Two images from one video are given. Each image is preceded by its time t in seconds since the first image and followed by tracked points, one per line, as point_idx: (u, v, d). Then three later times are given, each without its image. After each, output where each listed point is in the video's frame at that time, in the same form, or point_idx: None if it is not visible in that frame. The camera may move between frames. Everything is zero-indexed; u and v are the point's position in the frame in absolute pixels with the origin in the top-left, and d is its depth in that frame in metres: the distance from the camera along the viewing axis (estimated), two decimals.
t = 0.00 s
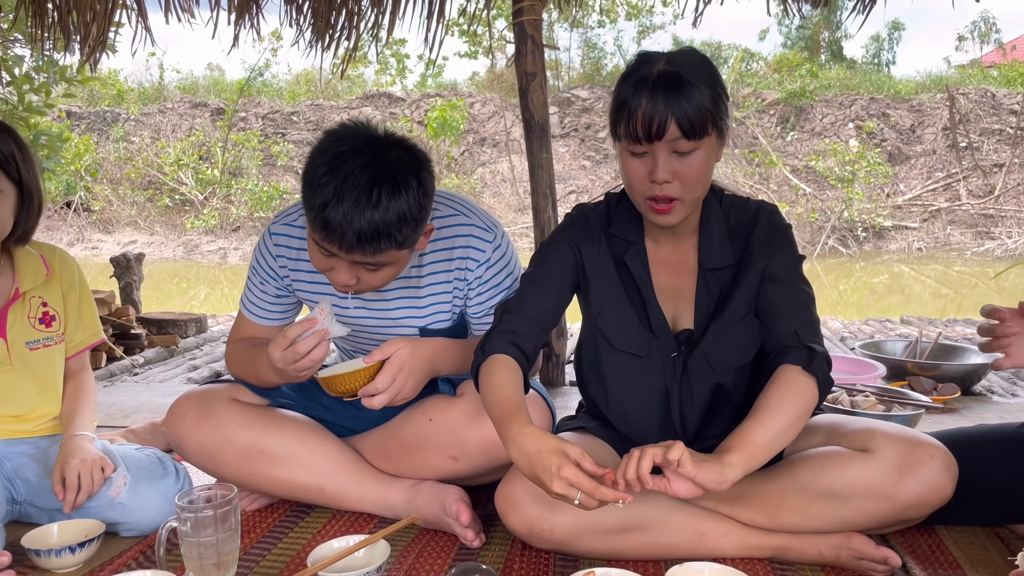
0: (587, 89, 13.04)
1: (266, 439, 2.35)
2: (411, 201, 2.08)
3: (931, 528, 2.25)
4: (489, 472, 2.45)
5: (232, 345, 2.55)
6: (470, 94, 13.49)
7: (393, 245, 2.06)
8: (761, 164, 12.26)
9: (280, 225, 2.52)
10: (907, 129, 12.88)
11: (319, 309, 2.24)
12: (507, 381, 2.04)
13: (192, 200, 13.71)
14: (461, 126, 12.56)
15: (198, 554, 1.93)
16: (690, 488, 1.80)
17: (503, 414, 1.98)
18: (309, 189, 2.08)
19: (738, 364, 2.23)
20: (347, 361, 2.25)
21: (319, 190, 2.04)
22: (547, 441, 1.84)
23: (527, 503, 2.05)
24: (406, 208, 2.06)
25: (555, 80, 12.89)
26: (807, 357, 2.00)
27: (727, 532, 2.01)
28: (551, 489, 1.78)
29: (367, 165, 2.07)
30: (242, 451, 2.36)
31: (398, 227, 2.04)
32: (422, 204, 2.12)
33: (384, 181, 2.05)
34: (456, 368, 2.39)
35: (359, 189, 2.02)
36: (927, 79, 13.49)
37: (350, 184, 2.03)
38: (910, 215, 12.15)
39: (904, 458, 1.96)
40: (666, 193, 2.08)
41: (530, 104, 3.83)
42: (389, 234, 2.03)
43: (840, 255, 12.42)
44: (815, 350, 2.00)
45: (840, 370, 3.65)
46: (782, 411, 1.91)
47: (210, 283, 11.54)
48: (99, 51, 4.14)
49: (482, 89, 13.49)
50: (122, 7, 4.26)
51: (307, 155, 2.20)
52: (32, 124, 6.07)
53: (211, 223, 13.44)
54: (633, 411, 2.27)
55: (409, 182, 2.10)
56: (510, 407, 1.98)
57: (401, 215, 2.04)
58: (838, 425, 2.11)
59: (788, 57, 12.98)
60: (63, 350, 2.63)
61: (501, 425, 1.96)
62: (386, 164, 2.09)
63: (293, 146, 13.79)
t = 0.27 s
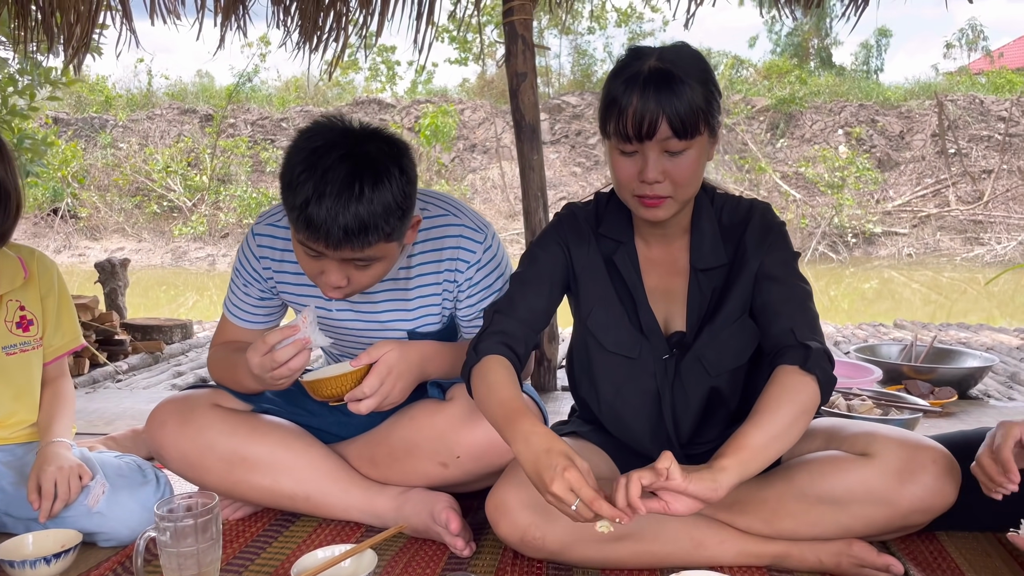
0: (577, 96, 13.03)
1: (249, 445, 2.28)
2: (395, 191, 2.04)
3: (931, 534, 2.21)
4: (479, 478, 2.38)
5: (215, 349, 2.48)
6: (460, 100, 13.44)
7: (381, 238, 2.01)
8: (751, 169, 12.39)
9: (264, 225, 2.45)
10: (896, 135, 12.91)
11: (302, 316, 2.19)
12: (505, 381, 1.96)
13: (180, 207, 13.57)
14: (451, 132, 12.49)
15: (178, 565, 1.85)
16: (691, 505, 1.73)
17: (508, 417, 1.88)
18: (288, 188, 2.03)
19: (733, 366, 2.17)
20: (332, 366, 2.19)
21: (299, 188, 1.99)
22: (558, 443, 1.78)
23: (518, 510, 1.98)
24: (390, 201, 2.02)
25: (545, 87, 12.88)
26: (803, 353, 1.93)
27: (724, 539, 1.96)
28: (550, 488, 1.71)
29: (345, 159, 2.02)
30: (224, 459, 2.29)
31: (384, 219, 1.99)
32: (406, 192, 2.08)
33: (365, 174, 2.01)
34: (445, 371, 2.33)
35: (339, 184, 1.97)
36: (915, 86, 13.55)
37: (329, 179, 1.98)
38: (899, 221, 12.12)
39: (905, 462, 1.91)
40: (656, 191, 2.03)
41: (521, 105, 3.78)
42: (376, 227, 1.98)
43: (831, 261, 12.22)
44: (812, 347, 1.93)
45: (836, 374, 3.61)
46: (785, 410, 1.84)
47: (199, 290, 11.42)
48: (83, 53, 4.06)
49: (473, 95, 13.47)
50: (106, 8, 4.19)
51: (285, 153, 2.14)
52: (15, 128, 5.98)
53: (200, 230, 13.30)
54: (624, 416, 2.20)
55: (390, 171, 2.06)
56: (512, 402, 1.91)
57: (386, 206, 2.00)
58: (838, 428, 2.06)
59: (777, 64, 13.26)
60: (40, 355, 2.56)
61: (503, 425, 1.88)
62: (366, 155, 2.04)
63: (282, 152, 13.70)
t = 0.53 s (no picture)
0: (568, 103, 13.05)
1: (231, 452, 2.22)
2: (372, 175, 2.00)
3: (930, 540, 2.16)
4: (468, 485, 2.33)
5: (197, 353, 2.42)
6: (452, 106, 13.47)
7: (367, 226, 1.96)
8: (742, 177, 12.18)
9: (247, 226, 2.41)
10: (886, 142, 12.96)
11: (291, 330, 2.16)
12: (502, 389, 1.91)
13: (170, 214, 13.47)
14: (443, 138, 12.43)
15: None
16: (689, 512, 1.66)
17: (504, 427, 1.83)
18: (265, 189, 1.99)
19: (727, 368, 2.13)
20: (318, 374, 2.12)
21: (276, 188, 1.95)
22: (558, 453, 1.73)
23: (508, 517, 1.93)
24: (370, 187, 1.97)
25: (537, 94, 12.90)
26: (798, 355, 1.89)
27: (719, 546, 1.91)
28: (547, 496, 1.64)
29: (317, 151, 1.98)
30: (206, 466, 2.22)
31: (367, 206, 1.95)
32: (384, 175, 2.04)
33: (341, 164, 1.97)
34: (432, 375, 2.28)
35: (316, 178, 1.93)
36: (904, 93, 13.62)
37: (304, 172, 1.94)
38: (890, 227, 12.10)
39: (904, 466, 1.86)
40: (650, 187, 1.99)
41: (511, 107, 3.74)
42: (360, 216, 1.93)
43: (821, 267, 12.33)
44: (807, 348, 1.88)
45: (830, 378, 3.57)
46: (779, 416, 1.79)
47: (189, 297, 11.32)
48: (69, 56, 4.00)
49: (464, 102, 13.47)
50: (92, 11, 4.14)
51: (258, 152, 2.10)
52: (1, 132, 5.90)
53: (190, 236, 13.19)
54: (617, 419, 2.16)
55: (366, 157, 2.02)
56: (509, 411, 1.86)
57: (367, 193, 1.95)
58: (834, 432, 2.01)
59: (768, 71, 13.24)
60: (17, 360, 2.49)
61: (502, 434, 1.83)
62: (337, 145, 2.00)
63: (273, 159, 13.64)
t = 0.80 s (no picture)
0: (560, 109, 13.06)
1: (213, 457, 2.15)
2: (354, 172, 1.95)
3: (930, 546, 2.12)
4: (458, 491, 2.27)
5: (178, 356, 2.36)
6: (444, 113, 13.46)
7: (349, 224, 1.91)
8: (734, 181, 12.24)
9: (229, 225, 2.35)
10: (876, 149, 13.00)
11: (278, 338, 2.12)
12: (500, 390, 1.86)
13: (160, 220, 13.34)
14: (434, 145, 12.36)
15: None
16: (690, 524, 1.62)
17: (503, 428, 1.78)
18: (244, 187, 1.95)
19: (721, 370, 2.08)
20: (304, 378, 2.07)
21: (255, 186, 1.91)
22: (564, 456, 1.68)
23: (498, 522, 1.87)
24: (352, 185, 1.93)
25: (528, 100, 12.90)
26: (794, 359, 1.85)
27: (714, 553, 1.86)
28: (554, 494, 1.60)
29: (296, 148, 1.93)
30: (187, 472, 2.16)
31: (350, 204, 1.90)
32: (367, 171, 1.99)
33: (321, 160, 1.92)
34: (421, 377, 2.22)
35: (296, 175, 1.89)
36: (895, 100, 13.67)
37: (283, 170, 1.90)
38: (880, 233, 12.10)
39: (905, 470, 1.82)
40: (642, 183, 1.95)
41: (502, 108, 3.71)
42: (343, 214, 1.89)
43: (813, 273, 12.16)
44: (805, 351, 1.84)
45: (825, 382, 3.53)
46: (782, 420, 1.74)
47: (179, 303, 11.21)
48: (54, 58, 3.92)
49: (456, 108, 13.46)
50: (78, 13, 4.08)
51: (236, 150, 2.05)
52: None
53: (180, 242, 13.07)
54: (609, 422, 2.11)
55: (347, 152, 1.97)
56: (509, 412, 1.81)
57: (348, 189, 1.91)
58: (832, 436, 1.97)
59: (758, 79, 13.54)
60: None
61: (502, 434, 1.77)
62: (317, 141, 1.96)
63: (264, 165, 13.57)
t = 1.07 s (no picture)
0: (553, 116, 13.06)
1: (195, 467, 2.10)
2: (338, 176, 1.91)
3: (929, 557, 2.08)
4: (446, 502, 2.22)
5: (160, 363, 2.31)
6: (437, 119, 13.45)
7: (333, 230, 1.86)
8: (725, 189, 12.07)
9: (212, 229, 2.30)
10: (867, 156, 13.05)
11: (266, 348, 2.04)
12: (495, 396, 1.84)
13: (152, 225, 13.23)
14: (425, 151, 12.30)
15: None
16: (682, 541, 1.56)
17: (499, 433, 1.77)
18: (224, 191, 1.90)
19: (713, 376, 2.04)
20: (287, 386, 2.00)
21: (235, 190, 1.86)
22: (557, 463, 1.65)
23: (487, 534, 1.82)
24: (337, 189, 1.88)
25: (521, 107, 12.90)
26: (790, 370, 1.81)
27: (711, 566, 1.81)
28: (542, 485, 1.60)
29: (277, 151, 1.89)
30: (168, 482, 2.10)
31: (333, 209, 1.86)
32: (351, 176, 1.94)
33: (304, 163, 1.88)
34: (409, 384, 2.17)
35: (277, 179, 1.84)
36: (885, 108, 13.74)
37: (265, 174, 1.85)
38: (871, 239, 12.11)
39: (903, 480, 1.78)
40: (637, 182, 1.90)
41: (493, 111, 3.66)
42: (326, 220, 1.84)
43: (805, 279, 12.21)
44: (803, 359, 1.81)
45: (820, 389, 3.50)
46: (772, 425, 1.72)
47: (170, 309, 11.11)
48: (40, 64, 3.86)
49: (449, 115, 13.45)
50: (65, 16, 4.03)
51: (217, 154, 2.01)
52: None
53: (171, 248, 12.98)
54: (598, 428, 2.06)
55: (330, 156, 1.92)
56: (504, 417, 1.80)
57: (332, 195, 1.86)
58: (830, 444, 1.92)
59: (750, 86, 13.58)
60: None
61: (495, 440, 1.77)
62: (301, 144, 1.91)
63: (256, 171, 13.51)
